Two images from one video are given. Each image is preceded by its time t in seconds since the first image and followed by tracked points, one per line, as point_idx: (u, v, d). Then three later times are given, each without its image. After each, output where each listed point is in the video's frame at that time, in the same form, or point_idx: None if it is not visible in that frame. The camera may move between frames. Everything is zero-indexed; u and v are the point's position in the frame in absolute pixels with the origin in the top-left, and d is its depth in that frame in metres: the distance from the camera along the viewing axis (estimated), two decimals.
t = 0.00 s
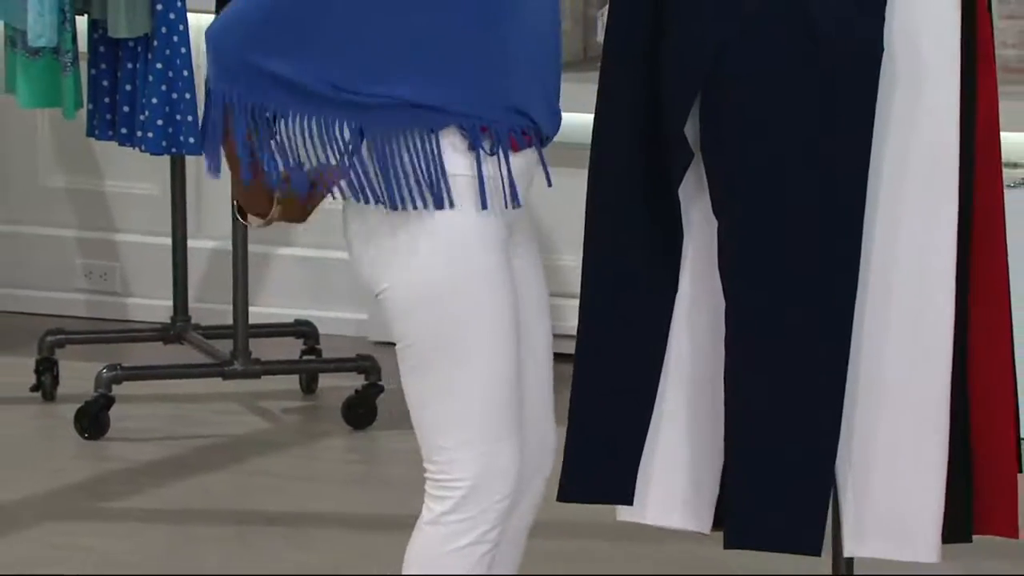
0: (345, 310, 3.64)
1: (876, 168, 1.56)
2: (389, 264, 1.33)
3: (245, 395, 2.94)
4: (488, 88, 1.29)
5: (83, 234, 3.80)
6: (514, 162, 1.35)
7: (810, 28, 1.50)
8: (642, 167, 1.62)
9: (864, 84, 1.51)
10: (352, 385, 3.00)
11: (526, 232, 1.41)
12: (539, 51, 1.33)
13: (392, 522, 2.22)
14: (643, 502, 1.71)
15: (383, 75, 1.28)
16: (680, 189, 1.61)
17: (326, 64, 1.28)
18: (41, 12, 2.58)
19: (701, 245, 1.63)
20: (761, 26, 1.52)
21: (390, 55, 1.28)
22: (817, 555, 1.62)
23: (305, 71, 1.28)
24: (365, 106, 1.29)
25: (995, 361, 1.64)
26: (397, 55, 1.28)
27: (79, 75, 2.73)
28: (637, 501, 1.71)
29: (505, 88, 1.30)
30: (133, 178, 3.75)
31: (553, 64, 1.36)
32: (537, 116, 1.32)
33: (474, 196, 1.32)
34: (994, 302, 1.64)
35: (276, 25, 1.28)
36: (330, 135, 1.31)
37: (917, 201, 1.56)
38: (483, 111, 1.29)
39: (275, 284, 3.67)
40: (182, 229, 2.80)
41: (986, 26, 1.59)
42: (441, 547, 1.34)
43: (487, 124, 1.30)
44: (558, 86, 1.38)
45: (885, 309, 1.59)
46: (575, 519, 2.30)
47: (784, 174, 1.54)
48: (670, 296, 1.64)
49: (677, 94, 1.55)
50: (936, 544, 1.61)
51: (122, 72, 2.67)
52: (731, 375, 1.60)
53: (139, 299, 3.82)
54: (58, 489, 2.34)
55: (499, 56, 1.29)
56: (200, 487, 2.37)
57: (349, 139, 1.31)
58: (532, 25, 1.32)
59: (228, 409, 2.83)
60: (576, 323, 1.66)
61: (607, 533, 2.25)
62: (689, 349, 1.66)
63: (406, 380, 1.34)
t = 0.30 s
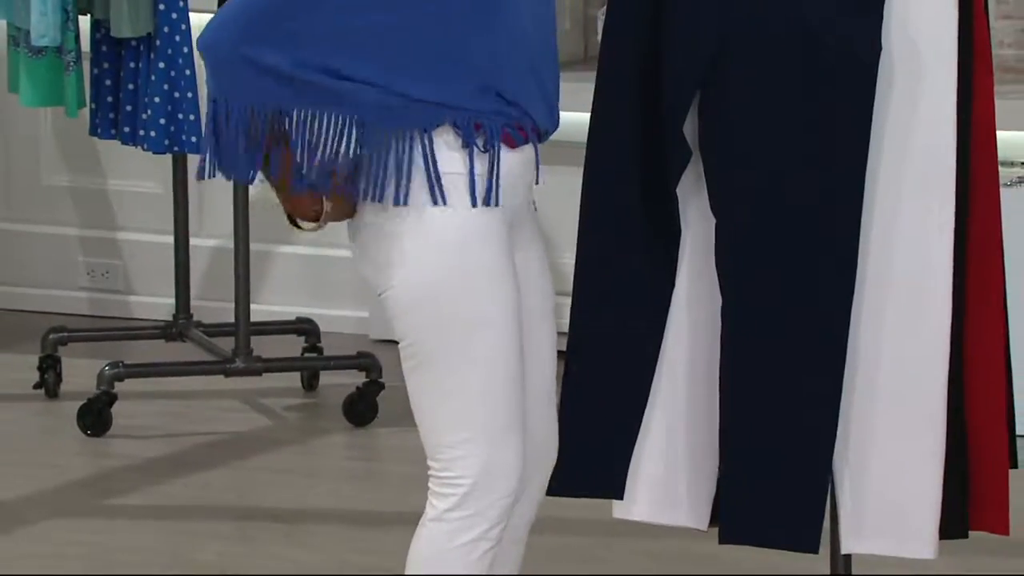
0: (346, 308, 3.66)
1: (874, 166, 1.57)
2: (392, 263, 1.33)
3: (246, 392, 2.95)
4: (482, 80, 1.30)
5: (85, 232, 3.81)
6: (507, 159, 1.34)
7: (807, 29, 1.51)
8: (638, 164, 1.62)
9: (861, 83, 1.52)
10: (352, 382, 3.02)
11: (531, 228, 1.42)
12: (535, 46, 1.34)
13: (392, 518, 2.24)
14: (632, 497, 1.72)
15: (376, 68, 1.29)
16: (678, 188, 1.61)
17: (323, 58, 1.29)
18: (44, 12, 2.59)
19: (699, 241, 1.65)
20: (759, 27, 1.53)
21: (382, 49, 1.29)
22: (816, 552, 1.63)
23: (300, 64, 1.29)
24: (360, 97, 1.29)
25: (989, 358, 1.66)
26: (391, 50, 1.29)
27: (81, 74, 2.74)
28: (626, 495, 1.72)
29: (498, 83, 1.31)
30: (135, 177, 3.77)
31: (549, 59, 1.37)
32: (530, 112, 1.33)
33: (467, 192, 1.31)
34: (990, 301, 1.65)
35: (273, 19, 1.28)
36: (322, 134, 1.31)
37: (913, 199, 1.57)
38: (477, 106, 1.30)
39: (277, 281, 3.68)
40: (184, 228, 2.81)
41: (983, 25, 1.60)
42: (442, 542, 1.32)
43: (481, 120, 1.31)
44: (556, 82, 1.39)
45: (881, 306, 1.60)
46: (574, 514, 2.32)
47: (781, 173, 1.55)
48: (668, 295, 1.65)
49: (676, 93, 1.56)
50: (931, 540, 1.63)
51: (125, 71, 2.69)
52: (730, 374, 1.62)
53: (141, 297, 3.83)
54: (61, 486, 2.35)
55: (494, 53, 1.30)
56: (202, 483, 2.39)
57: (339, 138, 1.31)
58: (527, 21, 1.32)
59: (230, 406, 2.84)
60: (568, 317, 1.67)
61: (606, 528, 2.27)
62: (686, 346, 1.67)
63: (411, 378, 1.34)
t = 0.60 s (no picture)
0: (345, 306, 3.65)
1: (875, 166, 1.57)
2: (383, 256, 1.29)
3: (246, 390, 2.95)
4: (480, 64, 1.26)
5: (85, 230, 3.81)
6: (503, 156, 1.32)
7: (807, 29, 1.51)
8: (638, 162, 1.62)
9: (862, 84, 1.52)
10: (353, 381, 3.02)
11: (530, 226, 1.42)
12: (536, 35, 1.31)
13: (392, 516, 2.24)
14: (633, 496, 1.72)
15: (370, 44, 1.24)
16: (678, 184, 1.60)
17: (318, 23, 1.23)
18: (45, 10, 2.59)
19: (700, 240, 1.64)
20: (759, 28, 1.52)
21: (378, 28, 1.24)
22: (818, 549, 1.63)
23: (296, 23, 1.23)
24: (352, 64, 1.24)
25: (990, 359, 1.66)
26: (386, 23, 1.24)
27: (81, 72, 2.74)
28: (627, 494, 1.72)
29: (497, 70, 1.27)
30: (134, 176, 3.75)
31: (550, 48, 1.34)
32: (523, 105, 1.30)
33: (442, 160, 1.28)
34: (991, 302, 1.65)
35: None
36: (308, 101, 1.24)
37: (913, 198, 1.57)
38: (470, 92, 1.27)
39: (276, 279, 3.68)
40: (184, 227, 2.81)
41: (984, 27, 1.60)
42: (439, 539, 1.29)
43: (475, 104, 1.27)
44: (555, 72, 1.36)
45: (881, 305, 1.60)
46: (574, 511, 2.33)
47: (782, 173, 1.55)
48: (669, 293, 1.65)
49: (676, 93, 1.56)
50: (934, 539, 1.63)
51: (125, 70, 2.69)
52: (732, 372, 1.62)
53: (141, 295, 3.83)
54: (61, 484, 2.35)
55: (494, 40, 1.27)
56: (202, 482, 2.39)
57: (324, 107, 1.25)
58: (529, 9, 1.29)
59: (230, 404, 2.84)
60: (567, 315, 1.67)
61: (606, 525, 2.27)
62: (688, 344, 1.68)
63: (405, 373, 1.30)
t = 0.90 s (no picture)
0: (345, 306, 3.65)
1: (875, 166, 1.57)
2: (371, 260, 1.29)
3: (246, 390, 2.95)
4: (476, 71, 1.28)
5: (85, 230, 3.81)
6: (479, 155, 1.30)
7: (809, 29, 1.51)
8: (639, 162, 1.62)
9: (862, 84, 1.52)
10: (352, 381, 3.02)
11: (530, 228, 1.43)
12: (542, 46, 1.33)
13: (392, 516, 2.24)
14: (635, 497, 1.73)
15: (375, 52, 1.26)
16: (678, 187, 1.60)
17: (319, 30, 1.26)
18: (45, 10, 2.59)
19: (700, 239, 1.64)
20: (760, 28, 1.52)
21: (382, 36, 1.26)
22: (819, 549, 1.64)
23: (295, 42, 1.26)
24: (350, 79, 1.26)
25: (990, 358, 1.66)
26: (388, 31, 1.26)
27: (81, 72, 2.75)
28: (629, 495, 1.73)
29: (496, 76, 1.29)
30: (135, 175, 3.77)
31: (560, 66, 1.36)
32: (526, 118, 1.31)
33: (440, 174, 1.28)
34: (992, 302, 1.64)
35: None
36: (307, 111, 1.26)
37: (913, 198, 1.57)
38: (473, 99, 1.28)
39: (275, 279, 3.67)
40: (184, 226, 2.81)
41: (984, 27, 1.60)
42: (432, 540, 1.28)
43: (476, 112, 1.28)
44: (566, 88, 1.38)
45: (881, 305, 1.60)
46: (575, 511, 2.32)
47: (782, 173, 1.55)
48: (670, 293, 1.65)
49: (677, 92, 1.56)
50: (934, 537, 1.63)
51: (125, 70, 2.69)
52: (731, 373, 1.62)
53: (141, 295, 3.83)
54: (61, 485, 2.35)
55: (489, 48, 1.28)
56: (201, 482, 2.39)
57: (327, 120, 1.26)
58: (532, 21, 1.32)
59: (229, 404, 2.84)
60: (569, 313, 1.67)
61: (607, 525, 2.27)
62: (688, 344, 1.68)
63: (396, 379, 1.31)
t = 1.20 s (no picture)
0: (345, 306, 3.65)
1: (874, 165, 1.57)
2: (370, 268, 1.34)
3: (246, 390, 2.95)
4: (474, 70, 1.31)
5: (85, 230, 3.81)
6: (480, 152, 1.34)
7: (808, 29, 1.51)
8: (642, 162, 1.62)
9: (862, 83, 1.52)
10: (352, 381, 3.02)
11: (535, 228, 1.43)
12: (543, 52, 1.36)
13: (392, 516, 2.24)
14: (634, 497, 1.73)
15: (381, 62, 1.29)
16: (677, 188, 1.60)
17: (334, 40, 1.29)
18: (45, 10, 2.60)
19: (698, 240, 1.64)
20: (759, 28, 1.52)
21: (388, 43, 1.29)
22: (815, 550, 1.63)
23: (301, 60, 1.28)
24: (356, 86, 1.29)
25: (989, 358, 1.65)
26: (402, 37, 1.28)
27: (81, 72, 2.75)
28: (628, 495, 1.73)
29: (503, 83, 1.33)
30: (135, 176, 3.77)
31: (568, 71, 1.40)
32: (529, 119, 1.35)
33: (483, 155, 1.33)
34: (991, 302, 1.64)
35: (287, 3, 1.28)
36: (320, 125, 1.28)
37: (912, 198, 1.57)
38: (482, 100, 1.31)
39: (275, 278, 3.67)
40: (184, 226, 2.81)
41: (984, 26, 1.59)
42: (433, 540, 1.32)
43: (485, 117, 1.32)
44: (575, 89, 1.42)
45: (881, 302, 1.60)
46: (575, 511, 2.32)
47: (783, 172, 1.55)
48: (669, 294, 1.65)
49: (676, 91, 1.56)
50: (932, 539, 1.63)
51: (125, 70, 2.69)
52: (730, 373, 1.62)
53: (141, 295, 3.83)
54: (60, 485, 2.35)
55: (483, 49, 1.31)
56: (201, 482, 2.39)
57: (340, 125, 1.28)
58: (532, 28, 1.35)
59: (228, 404, 2.84)
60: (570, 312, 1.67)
61: (607, 526, 2.27)
62: (687, 345, 1.67)
63: (396, 386, 1.35)
